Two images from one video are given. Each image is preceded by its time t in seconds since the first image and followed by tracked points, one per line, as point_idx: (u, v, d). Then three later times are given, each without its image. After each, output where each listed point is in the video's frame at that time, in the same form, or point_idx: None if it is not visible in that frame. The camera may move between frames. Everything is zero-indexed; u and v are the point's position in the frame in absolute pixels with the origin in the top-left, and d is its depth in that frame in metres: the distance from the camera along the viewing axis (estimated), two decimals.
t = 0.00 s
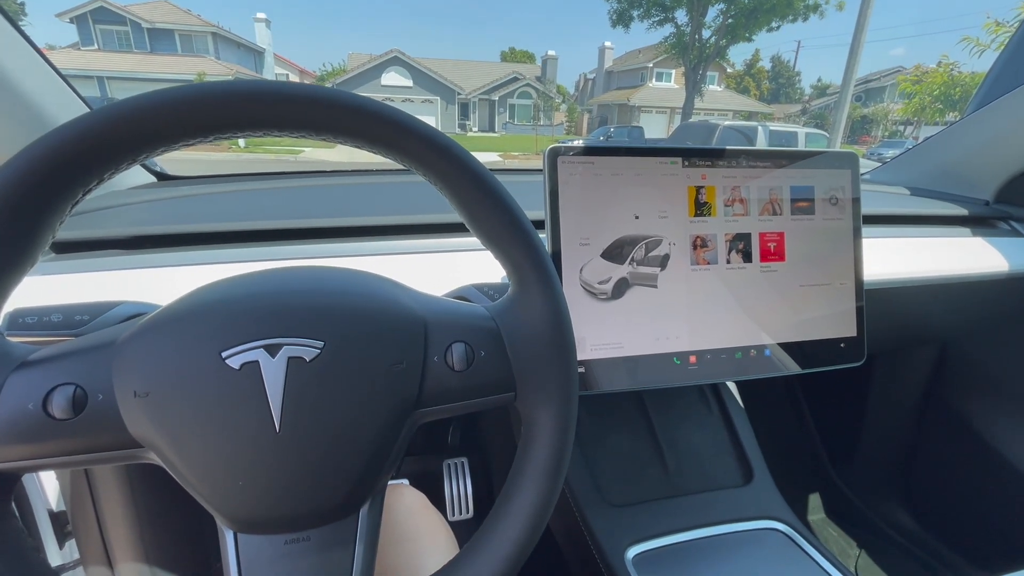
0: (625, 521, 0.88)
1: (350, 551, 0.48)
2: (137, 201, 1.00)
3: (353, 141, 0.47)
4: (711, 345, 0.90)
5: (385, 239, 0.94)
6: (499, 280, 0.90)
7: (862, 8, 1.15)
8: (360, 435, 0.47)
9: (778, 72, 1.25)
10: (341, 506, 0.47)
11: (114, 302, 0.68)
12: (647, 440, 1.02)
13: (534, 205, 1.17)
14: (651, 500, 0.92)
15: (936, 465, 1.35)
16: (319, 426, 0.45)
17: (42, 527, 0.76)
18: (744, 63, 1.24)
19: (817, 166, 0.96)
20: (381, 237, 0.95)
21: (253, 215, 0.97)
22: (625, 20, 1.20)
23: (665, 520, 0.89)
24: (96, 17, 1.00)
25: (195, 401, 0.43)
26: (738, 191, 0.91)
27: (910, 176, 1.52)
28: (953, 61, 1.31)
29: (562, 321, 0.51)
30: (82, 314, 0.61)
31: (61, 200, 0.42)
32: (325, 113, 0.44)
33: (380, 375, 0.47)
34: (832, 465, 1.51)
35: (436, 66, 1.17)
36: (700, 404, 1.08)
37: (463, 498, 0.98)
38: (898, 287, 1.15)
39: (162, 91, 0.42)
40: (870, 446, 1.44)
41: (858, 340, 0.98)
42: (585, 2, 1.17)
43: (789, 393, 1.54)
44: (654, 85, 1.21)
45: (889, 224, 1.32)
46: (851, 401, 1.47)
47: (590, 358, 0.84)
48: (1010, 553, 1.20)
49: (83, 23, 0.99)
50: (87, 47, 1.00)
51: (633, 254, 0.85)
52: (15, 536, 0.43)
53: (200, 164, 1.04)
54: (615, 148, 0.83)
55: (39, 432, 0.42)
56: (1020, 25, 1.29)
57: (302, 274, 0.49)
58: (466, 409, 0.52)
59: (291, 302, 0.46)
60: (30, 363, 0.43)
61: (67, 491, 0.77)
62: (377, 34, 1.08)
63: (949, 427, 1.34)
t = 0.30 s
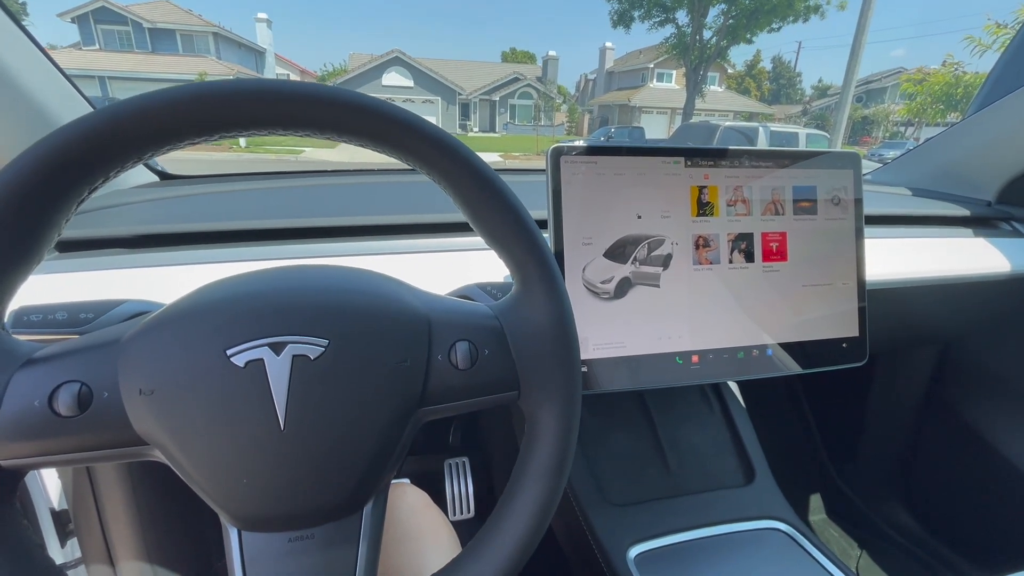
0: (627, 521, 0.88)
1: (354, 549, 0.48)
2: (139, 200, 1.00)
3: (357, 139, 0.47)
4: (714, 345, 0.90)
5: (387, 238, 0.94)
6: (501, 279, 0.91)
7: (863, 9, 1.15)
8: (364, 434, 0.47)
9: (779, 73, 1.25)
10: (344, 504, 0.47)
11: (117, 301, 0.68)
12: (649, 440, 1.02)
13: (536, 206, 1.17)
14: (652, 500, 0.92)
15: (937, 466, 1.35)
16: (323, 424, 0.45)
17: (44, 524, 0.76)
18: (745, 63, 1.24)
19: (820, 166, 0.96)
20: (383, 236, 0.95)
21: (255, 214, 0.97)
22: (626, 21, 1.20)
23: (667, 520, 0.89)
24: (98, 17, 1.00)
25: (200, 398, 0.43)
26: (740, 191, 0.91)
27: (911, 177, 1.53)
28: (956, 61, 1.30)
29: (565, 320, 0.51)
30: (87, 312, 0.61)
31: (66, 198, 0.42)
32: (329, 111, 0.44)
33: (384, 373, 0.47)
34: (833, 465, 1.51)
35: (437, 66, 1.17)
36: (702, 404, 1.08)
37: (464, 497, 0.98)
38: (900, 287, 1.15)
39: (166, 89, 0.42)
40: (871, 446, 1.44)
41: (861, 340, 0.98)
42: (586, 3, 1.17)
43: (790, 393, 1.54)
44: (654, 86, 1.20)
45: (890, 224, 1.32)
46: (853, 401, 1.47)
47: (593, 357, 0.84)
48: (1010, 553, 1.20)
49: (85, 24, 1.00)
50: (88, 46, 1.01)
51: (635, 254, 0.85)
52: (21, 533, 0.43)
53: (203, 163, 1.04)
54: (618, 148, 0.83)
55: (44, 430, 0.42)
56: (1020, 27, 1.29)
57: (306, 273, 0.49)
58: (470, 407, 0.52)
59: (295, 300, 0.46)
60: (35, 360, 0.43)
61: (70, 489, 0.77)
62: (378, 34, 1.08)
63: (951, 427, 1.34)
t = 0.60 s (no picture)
0: (626, 522, 0.88)
1: (353, 549, 0.48)
2: (139, 200, 1.00)
3: (357, 140, 0.47)
4: (713, 347, 0.90)
5: (387, 239, 0.94)
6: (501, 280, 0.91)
7: (864, 11, 1.15)
8: (363, 435, 0.47)
9: (780, 74, 1.26)
10: (343, 505, 0.47)
11: (118, 301, 0.68)
12: (649, 441, 1.02)
13: (536, 206, 1.17)
14: (652, 501, 0.92)
15: (937, 468, 1.35)
16: (323, 425, 0.45)
17: (43, 524, 0.76)
18: (746, 65, 1.25)
19: (820, 167, 0.96)
20: (384, 236, 0.96)
21: (255, 214, 0.97)
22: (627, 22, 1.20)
23: (666, 521, 0.89)
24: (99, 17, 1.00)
25: (199, 399, 0.44)
26: (740, 193, 0.91)
27: (909, 180, 1.54)
28: (960, 61, 1.31)
29: (564, 321, 0.51)
30: (87, 312, 0.61)
31: (66, 199, 0.42)
32: (328, 112, 0.44)
33: (383, 374, 0.47)
34: (833, 467, 1.50)
35: (438, 67, 1.17)
36: (701, 405, 1.08)
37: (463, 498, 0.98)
38: (900, 289, 1.15)
39: (166, 90, 0.42)
40: (871, 448, 1.44)
41: (860, 342, 0.98)
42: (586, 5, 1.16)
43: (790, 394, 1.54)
44: (654, 87, 1.20)
45: (890, 226, 1.32)
46: (853, 402, 1.46)
47: (592, 358, 0.84)
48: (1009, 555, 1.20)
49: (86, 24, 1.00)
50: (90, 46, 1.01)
51: (635, 255, 0.85)
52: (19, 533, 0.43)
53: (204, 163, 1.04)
54: (618, 149, 0.83)
55: (43, 430, 0.42)
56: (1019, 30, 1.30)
57: (305, 274, 0.49)
58: (469, 408, 0.52)
59: (295, 301, 0.46)
60: (35, 360, 0.43)
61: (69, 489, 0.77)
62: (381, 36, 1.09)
63: (951, 429, 1.34)
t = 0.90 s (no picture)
0: (627, 523, 0.89)
1: (357, 548, 0.48)
2: (143, 201, 1.01)
3: (362, 142, 0.47)
4: (714, 348, 0.91)
5: (389, 240, 0.95)
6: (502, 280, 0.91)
7: (864, 13, 1.16)
8: (367, 434, 0.47)
9: (780, 76, 1.26)
10: (348, 503, 0.48)
11: (124, 300, 0.69)
12: (650, 442, 1.02)
13: (538, 208, 1.18)
14: (652, 502, 0.93)
15: (937, 469, 1.36)
16: (328, 424, 0.46)
17: (47, 523, 0.77)
18: (746, 67, 1.27)
19: (820, 170, 0.96)
20: (386, 237, 0.96)
21: (259, 215, 0.98)
22: (628, 24, 1.21)
23: (667, 522, 0.89)
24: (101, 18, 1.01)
25: (207, 398, 0.44)
26: (741, 195, 0.91)
27: (908, 182, 1.55)
28: (955, 65, 1.32)
29: (567, 321, 0.51)
30: (94, 312, 0.62)
31: (76, 200, 0.43)
32: (334, 114, 0.45)
33: (387, 374, 0.48)
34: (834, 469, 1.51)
35: (440, 69, 1.18)
36: (702, 406, 1.08)
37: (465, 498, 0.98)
38: (900, 291, 1.16)
39: (175, 92, 0.43)
40: (871, 450, 1.44)
41: (860, 343, 0.98)
42: (586, 7, 1.17)
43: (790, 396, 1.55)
44: (657, 89, 1.23)
45: (890, 228, 1.33)
46: (852, 404, 1.47)
47: (594, 359, 0.85)
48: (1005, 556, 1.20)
49: (88, 25, 1.01)
50: (92, 48, 1.02)
51: (636, 257, 0.86)
52: (30, 530, 0.44)
53: (207, 164, 1.05)
54: (619, 151, 0.83)
55: (52, 428, 0.43)
56: (1018, 33, 1.30)
57: (310, 275, 0.50)
58: (472, 408, 0.52)
59: (300, 301, 0.47)
60: (44, 359, 0.44)
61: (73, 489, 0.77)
62: (383, 37, 1.09)
63: (950, 430, 1.34)
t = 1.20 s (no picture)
0: (628, 524, 0.89)
1: (361, 547, 0.49)
2: (146, 202, 1.01)
3: (367, 144, 0.48)
4: (716, 349, 0.91)
5: (391, 240, 0.95)
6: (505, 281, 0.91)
7: (866, 14, 1.15)
8: (372, 434, 0.48)
9: (781, 78, 1.26)
10: (353, 503, 0.48)
11: (128, 300, 0.69)
12: (652, 443, 1.02)
13: (541, 209, 1.18)
14: (653, 503, 0.93)
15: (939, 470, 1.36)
16: (333, 424, 0.46)
17: (48, 522, 0.77)
18: (747, 68, 1.25)
19: (822, 171, 0.96)
20: (389, 237, 0.96)
21: (262, 216, 0.98)
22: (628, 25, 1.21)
23: (669, 522, 0.90)
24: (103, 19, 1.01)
25: (213, 397, 0.44)
26: (743, 196, 0.92)
27: (909, 183, 1.55)
28: (954, 67, 1.31)
29: (570, 322, 0.51)
30: (100, 311, 0.62)
31: (84, 200, 0.43)
32: (339, 116, 0.45)
33: (392, 374, 0.48)
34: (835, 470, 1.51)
35: (442, 70, 1.18)
36: (703, 408, 1.08)
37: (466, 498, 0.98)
38: (901, 293, 1.16)
39: (182, 93, 0.43)
40: (872, 452, 1.44)
41: (862, 345, 0.98)
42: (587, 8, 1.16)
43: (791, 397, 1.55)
44: (658, 90, 1.25)
45: (891, 230, 1.33)
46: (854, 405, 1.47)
47: (596, 360, 0.85)
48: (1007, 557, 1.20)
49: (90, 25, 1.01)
50: (93, 48, 1.02)
51: (639, 258, 0.86)
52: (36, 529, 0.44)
53: (210, 165, 1.05)
54: (620, 152, 0.84)
55: (59, 427, 0.43)
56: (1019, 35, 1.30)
57: (315, 275, 0.50)
58: (475, 408, 0.53)
59: (306, 302, 0.47)
60: (52, 358, 0.44)
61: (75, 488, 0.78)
62: (385, 38, 1.10)
63: (951, 432, 1.34)
